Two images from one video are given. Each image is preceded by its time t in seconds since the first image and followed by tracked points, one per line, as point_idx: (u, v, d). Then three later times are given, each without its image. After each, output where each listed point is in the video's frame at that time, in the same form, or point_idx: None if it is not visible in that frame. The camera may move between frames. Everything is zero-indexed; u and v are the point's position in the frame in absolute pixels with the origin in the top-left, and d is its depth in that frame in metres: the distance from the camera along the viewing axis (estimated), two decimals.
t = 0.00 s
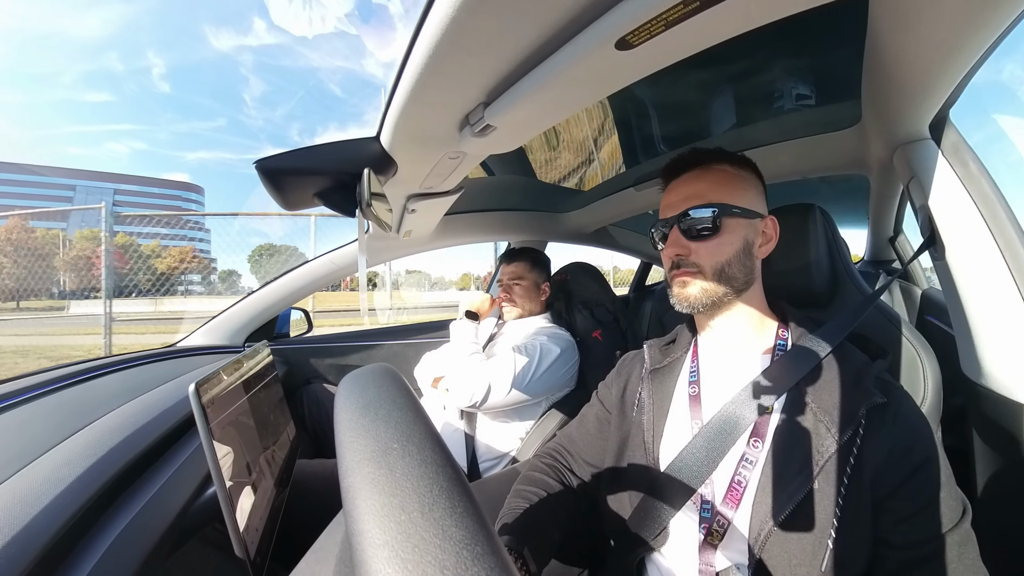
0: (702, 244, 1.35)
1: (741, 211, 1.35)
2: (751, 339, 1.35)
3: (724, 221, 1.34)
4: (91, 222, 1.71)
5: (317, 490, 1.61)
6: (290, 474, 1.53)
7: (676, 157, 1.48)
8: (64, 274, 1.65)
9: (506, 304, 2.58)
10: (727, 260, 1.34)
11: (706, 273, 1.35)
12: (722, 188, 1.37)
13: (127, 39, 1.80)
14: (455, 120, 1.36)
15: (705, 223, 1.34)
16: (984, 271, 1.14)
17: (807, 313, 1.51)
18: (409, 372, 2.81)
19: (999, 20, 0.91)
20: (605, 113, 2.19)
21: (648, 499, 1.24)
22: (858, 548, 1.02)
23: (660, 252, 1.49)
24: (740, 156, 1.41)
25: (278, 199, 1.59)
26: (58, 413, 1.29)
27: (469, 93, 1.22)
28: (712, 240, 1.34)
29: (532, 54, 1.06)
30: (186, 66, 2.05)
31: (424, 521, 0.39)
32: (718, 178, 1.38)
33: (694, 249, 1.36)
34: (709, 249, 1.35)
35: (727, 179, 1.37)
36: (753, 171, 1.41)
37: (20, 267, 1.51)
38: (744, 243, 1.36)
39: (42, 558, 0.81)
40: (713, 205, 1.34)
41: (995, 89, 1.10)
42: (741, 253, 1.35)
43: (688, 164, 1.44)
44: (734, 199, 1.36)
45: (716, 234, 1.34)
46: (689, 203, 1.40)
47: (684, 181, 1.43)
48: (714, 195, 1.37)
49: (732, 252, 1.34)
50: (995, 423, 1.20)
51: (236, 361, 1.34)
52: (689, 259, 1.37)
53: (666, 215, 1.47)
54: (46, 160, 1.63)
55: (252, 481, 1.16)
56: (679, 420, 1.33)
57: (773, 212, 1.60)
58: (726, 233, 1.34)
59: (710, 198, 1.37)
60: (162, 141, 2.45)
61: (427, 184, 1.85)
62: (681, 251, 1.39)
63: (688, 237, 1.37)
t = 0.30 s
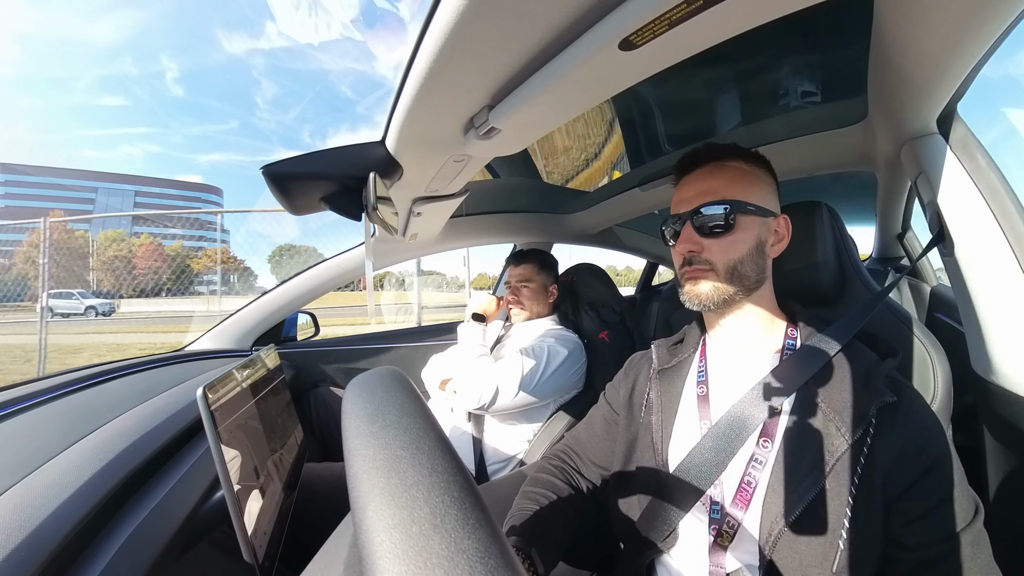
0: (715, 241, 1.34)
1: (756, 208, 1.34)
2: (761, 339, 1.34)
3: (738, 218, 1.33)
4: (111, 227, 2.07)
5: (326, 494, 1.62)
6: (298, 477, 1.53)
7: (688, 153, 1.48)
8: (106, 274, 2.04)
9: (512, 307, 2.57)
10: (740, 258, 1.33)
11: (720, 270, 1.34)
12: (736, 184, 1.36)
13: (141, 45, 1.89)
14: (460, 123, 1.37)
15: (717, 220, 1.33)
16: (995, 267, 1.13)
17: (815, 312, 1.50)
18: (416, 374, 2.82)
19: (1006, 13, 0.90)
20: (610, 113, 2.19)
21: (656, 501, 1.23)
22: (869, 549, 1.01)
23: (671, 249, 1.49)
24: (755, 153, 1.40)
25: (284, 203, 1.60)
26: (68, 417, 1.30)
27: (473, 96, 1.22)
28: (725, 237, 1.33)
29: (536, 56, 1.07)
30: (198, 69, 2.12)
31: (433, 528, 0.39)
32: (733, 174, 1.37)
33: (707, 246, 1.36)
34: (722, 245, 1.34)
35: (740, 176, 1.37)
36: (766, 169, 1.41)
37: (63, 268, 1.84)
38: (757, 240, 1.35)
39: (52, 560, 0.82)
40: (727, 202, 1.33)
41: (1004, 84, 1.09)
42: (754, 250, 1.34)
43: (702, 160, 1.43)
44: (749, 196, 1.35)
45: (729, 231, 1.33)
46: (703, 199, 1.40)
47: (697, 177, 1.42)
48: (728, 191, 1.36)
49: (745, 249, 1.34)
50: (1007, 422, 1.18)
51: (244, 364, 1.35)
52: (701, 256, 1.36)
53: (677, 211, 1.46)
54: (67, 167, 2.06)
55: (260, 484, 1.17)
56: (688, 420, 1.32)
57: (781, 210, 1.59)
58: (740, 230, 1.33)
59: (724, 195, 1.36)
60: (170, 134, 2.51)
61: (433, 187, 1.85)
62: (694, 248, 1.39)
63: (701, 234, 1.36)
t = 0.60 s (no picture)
0: (720, 240, 1.34)
1: (760, 207, 1.33)
2: (767, 339, 1.33)
3: (742, 217, 1.32)
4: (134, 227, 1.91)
5: (334, 494, 1.63)
6: (305, 478, 1.54)
7: (690, 153, 1.48)
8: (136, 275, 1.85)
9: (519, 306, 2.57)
10: (745, 257, 1.32)
11: (725, 270, 1.33)
12: (740, 182, 1.36)
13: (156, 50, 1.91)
14: (465, 123, 1.37)
15: (722, 219, 1.33)
16: (1006, 265, 1.11)
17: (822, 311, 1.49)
18: (422, 375, 2.82)
19: (1016, 8, 0.89)
20: (615, 113, 2.18)
21: (662, 503, 1.23)
22: (878, 552, 1.00)
23: (675, 249, 1.48)
24: (758, 151, 1.40)
25: (291, 204, 1.61)
26: (76, 418, 1.31)
27: (478, 97, 1.22)
28: (730, 237, 1.32)
29: (541, 57, 1.07)
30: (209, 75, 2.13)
31: (431, 505, 0.41)
32: (736, 173, 1.37)
33: (712, 245, 1.35)
34: (727, 245, 1.33)
35: (745, 175, 1.36)
36: (770, 166, 1.40)
37: (100, 269, 1.76)
38: (762, 239, 1.34)
39: (62, 560, 0.83)
40: (730, 200, 1.33)
41: (1015, 79, 1.07)
42: (759, 249, 1.33)
43: (706, 159, 1.42)
44: (754, 195, 1.35)
45: (734, 229, 1.32)
46: (707, 199, 1.39)
47: (700, 177, 1.42)
48: (731, 190, 1.35)
49: (750, 248, 1.33)
50: (1018, 423, 1.17)
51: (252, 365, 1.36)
52: (706, 256, 1.35)
53: (682, 211, 1.46)
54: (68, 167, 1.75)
55: (268, 484, 1.18)
56: (694, 420, 1.32)
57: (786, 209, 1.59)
58: (745, 230, 1.32)
59: (729, 194, 1.35)
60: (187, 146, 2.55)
61: (438, 188, 1.86)
62: (699, 248, 1.38)
63: (706, 233, 1.35)
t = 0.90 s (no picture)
0: (725, 240, 1.33)
1: (766, 206, 1.33)
2: (775, 339, 1.32)
3: (748, 216, 1.32)
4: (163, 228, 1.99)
5: (340, 491, 1.64)
6: (313, 475, 1.56)
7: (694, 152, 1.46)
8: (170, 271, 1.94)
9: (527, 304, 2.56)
10: (751, 257, 1.31)
11: (731, 270, 1.32)
12: (747, 180, 1.35)
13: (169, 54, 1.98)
14: (472, 122, 1.37)
15: (727, 218, 1.32)
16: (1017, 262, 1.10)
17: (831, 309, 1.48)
18: (429, 373, 2.84)
19: None
20: (623, 111, 2.18)
21: (668, 502, 1.23)
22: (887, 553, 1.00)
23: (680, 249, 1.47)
24: (762, 148, 1.39)
25: (299, 204, 1.63)
26: (88, 415, 1.34)
27: (485, 96, 1.23)
28: (736, 237, 1.32)
29: (548, 55, 1.07)
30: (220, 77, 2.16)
31: (439, 500, 0.42)
32: (741, 172, 1.36)
33: (717, 245, 1.34)
34: (732, 245, 1.32)
35: (750, 172, 1.35)
36: (776, 163, 1.39)
37: (141, 269, 1.88)
38: (768, 238, 1.33)
39: (73, 555, 0.84)
40: (736, 199, 1.32)
41: None
42: (765, 249, 1.33)
43: (710, 157, 1.42)
44: (760, 193, 1.34)
45: (740, 228, 1.32)
46: (711, 198, 1.39)
47: (703, 178, 1.42)
48: (736, 189, 1.35)
49: (757, 248, 1.32)
50: None
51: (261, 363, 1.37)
52: (712, 256, 1.35)
53: (686, 211, 1.45)
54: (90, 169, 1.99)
55: (277, 481, 1.19)
56: (701, 419, 1.31)
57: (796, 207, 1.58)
58: (751, 228, 1.32)
59: (734, 192, 1.35)
60: (202, 149, 2.63)
61: (446, 187, 1.86)
62: (704, 248, 1.37)
63: (710, 233, 1.35)
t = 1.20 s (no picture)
0: (737, 242, 1.32)
1: (778, 206, 1.32)
2: (785, 340, 1.31)
3: (760, 217, 1.31)
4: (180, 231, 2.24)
5: (348, 489, 1.64)
6: (321, 473, 1.57)
7: (706, 150, 1.45)
8: (204, 270, 2.34)
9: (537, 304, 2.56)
10: (762, 259, 1.30)
11: (742, 271, 1.31)
12: (759, 180, 1.34)
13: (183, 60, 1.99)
14: (480, 122, 1.37)
15: (738, 218, 1.31)
16: None
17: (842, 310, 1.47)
18: (436, 373, 2.84)
19: None
20: (631, 110, 2.17)
21: (676, 503, 1.23)
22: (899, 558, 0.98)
23: (691, 250, 1.46)
24: (776, 146, 1.38)
25: (307, 204, 1.64)
26: (98, 412, 1.36)
27: (493, 95, 1.23)
28: (746, 238, 1.31)
29: (555, 54, 1.07)
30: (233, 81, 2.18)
31: (447, 502, 0.42)
32: (754, 171, 1.35)
33: (728, 247, 1.34)
34: (744, 247, 1.31)
35: (762, 172, 1.34)
36: (789, 162, 1.38)
37: (180, 266, 2.27)
38: (780, 239, 1.33)
39: (84, 549, 0.85)
40: (747, 199, 1.31)
41: None
42: (777, 251, 1.32)
43: (722, 156, 1.41)
44: (771, 193, 1.33)
45: (751, 229, 1.31)
46: (722, 197, 1.38)
47: (714, 176, 1.41)
48: (749, 189, 1.34)
49: (768, 251, 1.31)
50: None
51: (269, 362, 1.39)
52: (723, 257, 1.34)
53: (697, 210, 1.44)
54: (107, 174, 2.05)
55: (285, 479, 1.20)
56: (710, 420, 1.31)
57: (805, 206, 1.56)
58: (762, 229, 1.31)
59: (746, 193, 1.34)
60: (216, 152, 2.57)
61: (454, 187, 1.87)
62: (715, 250, 1.36)
63: (722, 234, 1.34)
